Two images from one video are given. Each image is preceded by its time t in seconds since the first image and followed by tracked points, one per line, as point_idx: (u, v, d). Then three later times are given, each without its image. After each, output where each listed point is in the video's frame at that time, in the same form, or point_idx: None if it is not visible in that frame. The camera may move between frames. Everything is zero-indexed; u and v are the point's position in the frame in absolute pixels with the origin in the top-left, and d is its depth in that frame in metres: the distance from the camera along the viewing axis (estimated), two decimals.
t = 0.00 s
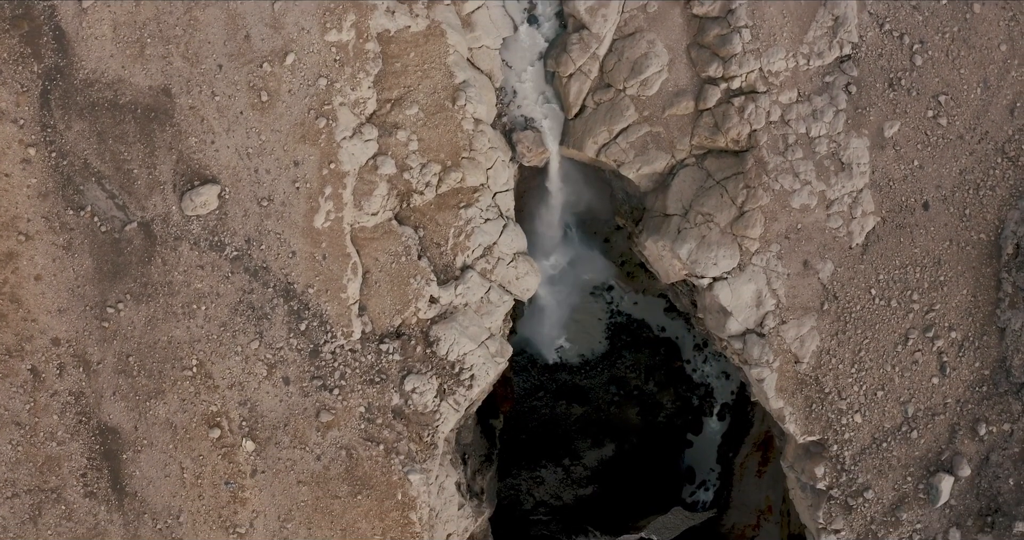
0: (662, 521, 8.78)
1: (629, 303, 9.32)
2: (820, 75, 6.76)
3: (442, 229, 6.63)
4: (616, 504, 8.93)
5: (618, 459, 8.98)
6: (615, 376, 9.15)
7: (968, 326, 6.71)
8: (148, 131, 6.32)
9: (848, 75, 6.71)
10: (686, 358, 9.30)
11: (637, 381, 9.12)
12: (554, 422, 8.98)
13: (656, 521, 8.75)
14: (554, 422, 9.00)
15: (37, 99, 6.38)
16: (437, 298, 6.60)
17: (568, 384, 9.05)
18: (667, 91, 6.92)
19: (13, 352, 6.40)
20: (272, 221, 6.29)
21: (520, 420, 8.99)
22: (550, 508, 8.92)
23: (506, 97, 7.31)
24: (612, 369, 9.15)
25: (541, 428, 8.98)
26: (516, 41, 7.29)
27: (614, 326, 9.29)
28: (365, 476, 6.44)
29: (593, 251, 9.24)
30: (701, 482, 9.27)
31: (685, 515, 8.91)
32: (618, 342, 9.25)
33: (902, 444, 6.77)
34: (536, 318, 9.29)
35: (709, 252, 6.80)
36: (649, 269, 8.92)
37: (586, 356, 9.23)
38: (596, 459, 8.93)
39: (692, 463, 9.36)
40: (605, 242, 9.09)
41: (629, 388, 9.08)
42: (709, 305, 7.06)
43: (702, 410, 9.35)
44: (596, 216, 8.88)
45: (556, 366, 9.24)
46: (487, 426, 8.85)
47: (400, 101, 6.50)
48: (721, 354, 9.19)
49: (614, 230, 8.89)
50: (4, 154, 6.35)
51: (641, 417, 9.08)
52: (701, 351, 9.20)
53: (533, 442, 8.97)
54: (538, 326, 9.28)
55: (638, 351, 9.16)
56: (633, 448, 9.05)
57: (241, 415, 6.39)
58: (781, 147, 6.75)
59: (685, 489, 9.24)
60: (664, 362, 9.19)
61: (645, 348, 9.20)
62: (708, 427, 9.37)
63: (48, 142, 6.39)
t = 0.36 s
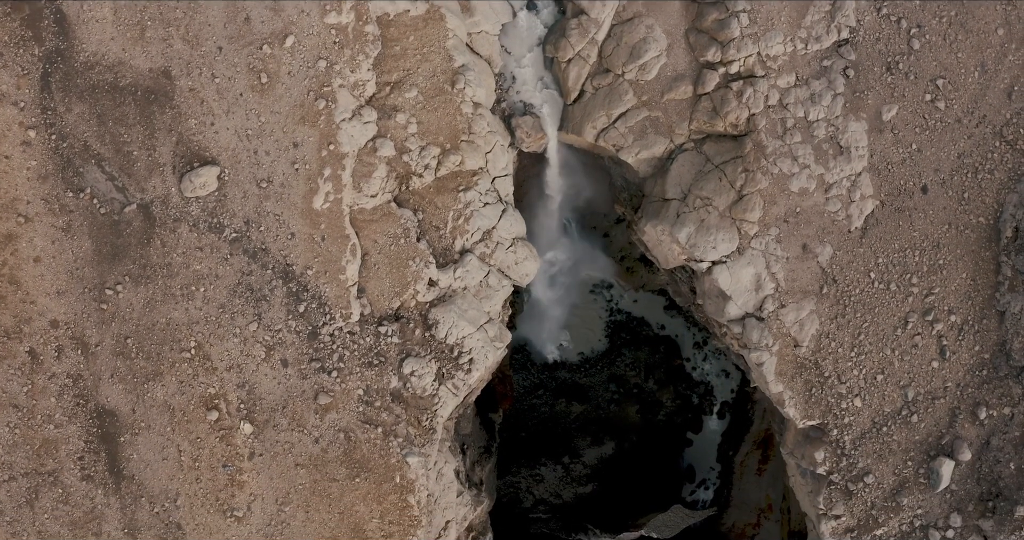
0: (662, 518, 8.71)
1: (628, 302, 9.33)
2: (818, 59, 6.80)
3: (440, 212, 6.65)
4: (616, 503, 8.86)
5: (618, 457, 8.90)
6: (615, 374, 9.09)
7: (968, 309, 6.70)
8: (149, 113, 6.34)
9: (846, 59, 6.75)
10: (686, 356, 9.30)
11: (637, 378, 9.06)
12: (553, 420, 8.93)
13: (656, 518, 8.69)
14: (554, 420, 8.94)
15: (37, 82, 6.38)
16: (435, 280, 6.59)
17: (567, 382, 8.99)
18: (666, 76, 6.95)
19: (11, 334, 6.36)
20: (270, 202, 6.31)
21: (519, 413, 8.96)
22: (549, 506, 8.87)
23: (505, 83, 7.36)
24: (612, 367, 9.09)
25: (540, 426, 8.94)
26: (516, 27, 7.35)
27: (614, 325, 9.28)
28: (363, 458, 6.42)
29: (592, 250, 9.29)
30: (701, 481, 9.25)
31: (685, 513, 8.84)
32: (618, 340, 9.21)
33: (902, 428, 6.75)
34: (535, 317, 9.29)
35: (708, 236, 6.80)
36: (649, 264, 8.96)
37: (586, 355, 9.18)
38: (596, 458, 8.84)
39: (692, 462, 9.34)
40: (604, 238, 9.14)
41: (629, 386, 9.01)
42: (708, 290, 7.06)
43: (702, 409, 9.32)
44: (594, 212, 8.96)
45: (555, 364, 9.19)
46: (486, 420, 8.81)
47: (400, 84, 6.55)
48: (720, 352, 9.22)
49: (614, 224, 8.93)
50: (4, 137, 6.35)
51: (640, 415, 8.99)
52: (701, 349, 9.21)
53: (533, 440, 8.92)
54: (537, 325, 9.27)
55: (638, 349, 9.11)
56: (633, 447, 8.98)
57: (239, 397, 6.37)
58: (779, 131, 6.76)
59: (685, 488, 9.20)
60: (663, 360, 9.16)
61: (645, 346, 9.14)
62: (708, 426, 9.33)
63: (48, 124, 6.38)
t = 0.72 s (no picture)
0: (662, 522, 8.59)
1: (627, 305, 9.33)
2: (816, 51, 6.83)
3: (439, 202, 6.66)
4: (615, 506, 8.84)
5: (618, 461, 8.92)
6: (615, 377, 9.06)
7: (967, 299, 6.70)
8: (149, 102, 6.36)
9: (843, 50, 6.79)
10: (686, 359, 9.29)
11: (636, 381, 9.03)
12: (553, 424, 8.91)
13: (655, 522, 8.58)
14: (554, 424, 8.92)
15: (38, 71, 6.41)
16: (434, 270, 6.59)
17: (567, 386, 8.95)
18: (664, 68, 6.98)
19: (10, 323, 6.35)
20: (270, 191, 6.35)
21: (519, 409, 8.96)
22: (549, 509, 8.88)
23: (504, 76, 7.39)
24: (612, 371, 9.05)
25: (539, 430, 8.91)
26: (515, 20, 7.42)
27: (614, 328, 9.26)
28: (361, 448, 6.40)
29: (592, 250, 9.30)
30: (701, 485, 9.25)
31: (685, 516, 8.83)
32: (618, 343, 9.18)
33: (902, 419, 6.73)
34: (533, 321, 9.30)
35: (707, 226, 6.80)
36: (648, 264, 8.99)
37: (585, 358, 9.16)
38: (595, 461, 8.87)
39: (692, 466, 9.32)
40: (603, 239, 9.14)
41: (628, 389, 8.97)
42: (706, 282, 7.07)
43: (702, 412, 9.34)
44: (593, 213, 8.98)
45: (555, 368, 9.17)
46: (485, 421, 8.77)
47: (399, 75, 6.59)
48: (720, 355, 9.23)
49: (613, 224, 8.93)
50: (4, 126, 6.35)
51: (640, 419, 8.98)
52: (701, 352, 9.21)
53: (532, 444, 8.90)
54: (536, 329, 9.27)
55: (637, 352, 9.09)
56: (632, 451, 8.99)
57: (238, 386, 6.36)
58: (777, 122, 6.78)
59: (685, 492, 9.21)
60: (663, 363, 9.14)
61: (644, 349, 9.12)
62: (708, 430, 9.34)
63: (49, 113, 6.40)
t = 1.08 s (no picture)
0: (662, 529, 8.68)
1: (627, 313, 9.33)
2: (812, 45, 6.87)
3: (438, 195, 6.69)
4: (615, 514, 8.85)
5: (618, 469, 8.94)
6: (615, 385, 9.12)
7: (965, 292, 6.70)
8: (150, 94, 6.40)
9: (839, 45, 6.83)
10: (686, 367, 9.31)
11: (635, 389, 9.11)
12: (552, 431, 8.93)
13: (655, 528, 8.67)
14: (553, 431, 8.94)
15: (40, 64, 6.43)
16: (433, 263, 6.61)
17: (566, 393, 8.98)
18: (662, 63, 7.02)
19: (8, 313, 6.34)
20: (269, 181, 6.38)
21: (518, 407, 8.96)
22: (548, 517, 8.82)
23: (502, 71, 7.42)
24: (612, 379, 9.12)
25: (539, 438, 8.92)
26: (513, 17, 7.47)
27: (613, 335, 9.30)
28: (359, 440, 6.38)
29: (591, 254, 9.28)
30: (701, 494, 9.19)
31: (685, 524, 8.81)
32: (617, 350, 9.22)
33: (902, 412, 6.71)
34: (531, 328, 9.32)
35: (705, 220, 6.82)
36: (647, 268, 8.90)
37: (585, 366, 9.20)
38: (595, 469, 8.88)
39: (692, 474, 9.29)
40: (603, 243, 9.12)
41: (628, 397, 9.03)
42: (705, 276, 7.07)
43: (702, 421, 9.29)
44: (592, 216, 8.96)
45: (554, 376, 9.18)
46: (483, 425, 8.66)
47: (398, 68, 6.63)
48: (720, 364, 9.19)
49: (612, 228, 8.94)
50: (5, 118, 6.37)
51: (640, 427, 9.03)
52: (701, 360, 9.21)
53: (531, 451, 8.88)
54: (535, 336, 9.31)
55: (637, 361, 9.17)
56: (632, 459, 8.99)
57: (235, 377, 6.36)
58: (775, 116, 6.81)
59: (685, 500, 9.15)
60: (662, 371, 9.19)
61: (644, 357, 9.19)
62: (708, 438, 9.29)
63: (49, 106, 6.42)
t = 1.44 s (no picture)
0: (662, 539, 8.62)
1: (626, 323, 9.29)
2: (808, 42, 6.92)
3: (436, 190, 6.72)
4: (614, 525, 8.89)
5: (617, 480, 8.93)
6: (614, 396, 9.08)
7: (963, 286, 6.70)
8: (150, 88, 6.45)
9: (835, 41, 6.89)
10: (685, 378, 9.20)
11: (633, 400, 9.05)
12: (551, 442, 8.93)
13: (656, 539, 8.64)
14: (552, 442, 8.93)
15: (42, 58, 6.49)
16: (431, 257, 6.61)
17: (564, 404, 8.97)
18: (659, 60, 7.07)
19: (5, 305, 6.33)
20: (269, 174, 6.41)
21: (517, 410, 8.99)
22: (547, 528, 8.93)
23: (500, 70, 7.47)
24: (611, 389, 9.09)
25: (537, 448, 8.92)
26: (511, 16, 7.52)
27: (612, 346, 9.26)
28: (356, 433, 6.37)
29: (590, 263, 9.32)
30: (701, 505, 9.10)
31: (685, 535, 8.73)
32: (617, 361, 9.17)
33: (901, 406, 6.70)
34: (531, 338, 9.36)
35: (702, 214, 6.84)
36: (646, 275, 8.84)
37: (584, 377, 9.17)
38: (593, 480, 8.90)
39: (692, 485, 9.20)
40: (602, 251, 9.12)
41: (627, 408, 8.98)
42: (703, 271, 7.08)
43: (702, 432, 9.21)
44: (592, 223, 8.97)
45: (553, 387, 9.18)
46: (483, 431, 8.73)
47: (397, 63, 6.68)
48: (719, 374, 9.11)
49: (609, 235, 8.93)
50: (6, 111, 6.41)
51: (639, 438, 9.01)
52: (700, 371, 9.13)
53: (530, 462, 8.91)
54: (535, 348, 9.33)
55: (636, 372, 9.11)
56: (631, 470, 8.97)
57: (233, 370, 6.35)
58: (771, 112, 6.85)
59: (685, 512, 9.07)
60: (662, 382, 9.09)
61: (643, 369, 9.12)
62: (708, 449, 9.20)
63: (51, 99, 6.47)
